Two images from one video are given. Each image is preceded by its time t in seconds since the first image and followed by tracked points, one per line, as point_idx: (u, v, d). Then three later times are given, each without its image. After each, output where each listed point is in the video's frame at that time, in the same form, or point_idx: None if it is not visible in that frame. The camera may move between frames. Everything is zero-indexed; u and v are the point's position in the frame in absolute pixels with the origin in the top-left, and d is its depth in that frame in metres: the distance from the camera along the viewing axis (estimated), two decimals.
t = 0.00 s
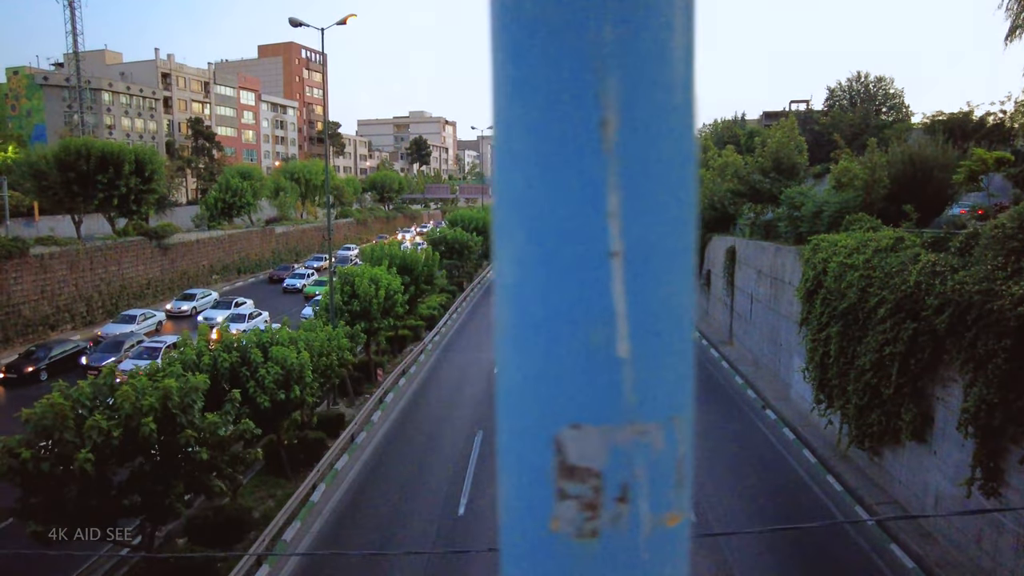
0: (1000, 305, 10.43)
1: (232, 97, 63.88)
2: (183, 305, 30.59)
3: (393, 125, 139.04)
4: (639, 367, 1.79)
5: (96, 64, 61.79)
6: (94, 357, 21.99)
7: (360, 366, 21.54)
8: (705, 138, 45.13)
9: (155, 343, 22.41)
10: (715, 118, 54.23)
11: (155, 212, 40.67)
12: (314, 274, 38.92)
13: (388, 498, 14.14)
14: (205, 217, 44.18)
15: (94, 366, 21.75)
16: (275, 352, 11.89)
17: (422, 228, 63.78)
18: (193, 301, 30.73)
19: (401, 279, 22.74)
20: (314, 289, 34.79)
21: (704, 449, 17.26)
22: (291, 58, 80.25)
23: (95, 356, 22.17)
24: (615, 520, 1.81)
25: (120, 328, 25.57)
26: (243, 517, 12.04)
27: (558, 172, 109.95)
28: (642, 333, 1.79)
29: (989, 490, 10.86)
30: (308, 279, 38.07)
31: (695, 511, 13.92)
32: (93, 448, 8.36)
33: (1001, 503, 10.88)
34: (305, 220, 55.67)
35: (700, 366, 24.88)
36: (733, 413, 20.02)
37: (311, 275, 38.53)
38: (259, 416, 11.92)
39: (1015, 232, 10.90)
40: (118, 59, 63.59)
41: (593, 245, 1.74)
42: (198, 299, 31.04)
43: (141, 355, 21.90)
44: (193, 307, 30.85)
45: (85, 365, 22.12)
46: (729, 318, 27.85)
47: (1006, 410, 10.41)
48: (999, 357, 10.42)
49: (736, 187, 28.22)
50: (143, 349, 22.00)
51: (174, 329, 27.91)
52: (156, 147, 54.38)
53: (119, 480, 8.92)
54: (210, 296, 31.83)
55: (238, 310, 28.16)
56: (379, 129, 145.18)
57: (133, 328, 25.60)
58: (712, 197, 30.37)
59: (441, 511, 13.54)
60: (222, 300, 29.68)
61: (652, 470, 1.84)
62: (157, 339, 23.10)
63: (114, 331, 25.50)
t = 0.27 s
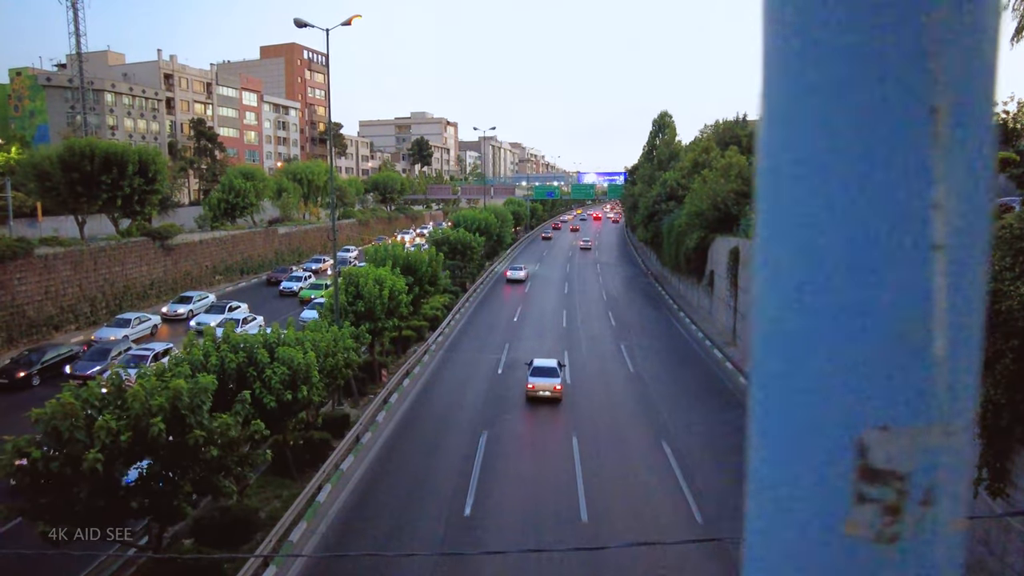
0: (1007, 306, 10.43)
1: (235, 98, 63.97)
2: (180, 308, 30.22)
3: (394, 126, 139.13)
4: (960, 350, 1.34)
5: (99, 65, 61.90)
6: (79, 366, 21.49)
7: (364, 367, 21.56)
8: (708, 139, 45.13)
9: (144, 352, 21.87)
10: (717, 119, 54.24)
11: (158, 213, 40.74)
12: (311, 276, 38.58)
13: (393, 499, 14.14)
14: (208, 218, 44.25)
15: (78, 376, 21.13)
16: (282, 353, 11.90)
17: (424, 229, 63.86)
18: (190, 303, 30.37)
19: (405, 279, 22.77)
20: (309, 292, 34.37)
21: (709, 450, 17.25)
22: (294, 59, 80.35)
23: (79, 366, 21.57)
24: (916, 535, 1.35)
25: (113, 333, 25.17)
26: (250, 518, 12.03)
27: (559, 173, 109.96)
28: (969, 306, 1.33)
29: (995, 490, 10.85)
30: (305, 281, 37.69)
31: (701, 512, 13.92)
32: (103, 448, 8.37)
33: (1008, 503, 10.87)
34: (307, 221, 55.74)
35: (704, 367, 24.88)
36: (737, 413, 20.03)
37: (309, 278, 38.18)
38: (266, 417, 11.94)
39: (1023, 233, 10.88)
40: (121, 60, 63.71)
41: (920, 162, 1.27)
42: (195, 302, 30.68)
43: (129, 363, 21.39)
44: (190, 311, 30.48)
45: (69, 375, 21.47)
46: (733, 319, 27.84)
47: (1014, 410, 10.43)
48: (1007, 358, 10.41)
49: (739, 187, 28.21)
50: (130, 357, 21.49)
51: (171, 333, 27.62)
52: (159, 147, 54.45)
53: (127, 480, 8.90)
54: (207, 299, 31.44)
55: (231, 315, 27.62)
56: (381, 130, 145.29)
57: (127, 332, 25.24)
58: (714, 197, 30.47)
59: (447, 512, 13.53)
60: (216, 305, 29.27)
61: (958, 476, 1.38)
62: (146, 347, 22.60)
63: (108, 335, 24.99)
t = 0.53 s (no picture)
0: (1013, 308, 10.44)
1: (236, 99, 63.95)
2: (174, 312, 29.67)
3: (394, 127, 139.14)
4: None
5: (100, 65, 61.87)
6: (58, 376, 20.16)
7: (368, 368, 21.56)
8: (709, 140, 45.15)
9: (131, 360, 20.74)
10: (718, 121, 54.28)
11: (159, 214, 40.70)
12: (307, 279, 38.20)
13: (398, 499, 14.14)
14: (210, 219, 44.23)
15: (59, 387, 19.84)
16: (287, 354, 11.90)
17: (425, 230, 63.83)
18: (185, 306, 29.98)
19: (409, 280, 22.78)
20: (303, 296, 33.90)
21: (713, 451, 17.26)
22: (294, 60, 80.38)
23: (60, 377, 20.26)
24: None
25: (106, 337, 24.31)
26: (255, 518, 12.05)
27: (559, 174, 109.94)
28: None
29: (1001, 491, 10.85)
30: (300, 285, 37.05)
31: (706, 513, 13.93)
32: (111, 448, 8.36)
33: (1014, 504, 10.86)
34: (308, 222, 55.69)
35: (707, 368, 24.90)
36: (741, 414, 20.04)
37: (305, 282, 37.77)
38: (272, 418, 11.93)
39: None
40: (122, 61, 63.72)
41: None
42: (190, 305, 30.21)
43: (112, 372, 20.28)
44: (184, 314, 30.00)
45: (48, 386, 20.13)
46: (735, 320, 27.86)
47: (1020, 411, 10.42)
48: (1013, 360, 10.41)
49: (742, 188, 28.23)
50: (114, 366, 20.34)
51: (164, 337, 26.87)
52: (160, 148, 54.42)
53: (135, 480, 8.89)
54: (203, 303, 30.88)
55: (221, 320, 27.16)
56: (380, 131, 145.26)
57: (121, 337, 24.49)
58: (717, 198, 30.50)
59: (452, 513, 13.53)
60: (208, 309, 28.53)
61: None
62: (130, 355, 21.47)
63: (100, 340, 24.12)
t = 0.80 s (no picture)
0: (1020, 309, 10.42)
1: (237, 100, 63.98)
2: (169, 316, 29.19)
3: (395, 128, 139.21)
4: None
5: (102, 66, 61.93)
6: (35, 388, 18.86)
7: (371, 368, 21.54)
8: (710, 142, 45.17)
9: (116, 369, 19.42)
10: (720, 122, 54.30)
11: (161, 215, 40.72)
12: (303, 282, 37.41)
13: (402, 501, 14.12)
14: (212, 219, 44.24)
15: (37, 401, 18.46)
16: (292, 354, 11.87)
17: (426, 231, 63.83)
18: (180, 310, 29.40)
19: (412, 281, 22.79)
20: (295, 300, 33.09)
21: (716, 452, 17.24)
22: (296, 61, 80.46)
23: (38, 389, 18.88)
24: None
25: (97, 342, 23.74)
26: (260, 519, 12.04)
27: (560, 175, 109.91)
28: None
29: (1007, 493, 10.81)
30: (295, 287, 36.22)
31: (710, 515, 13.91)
32: (118, 449, 8.33)
33: (1020, 505, 10.82)
34: (309, 223, 55.69)
35: (710, 368, 24.87)
36: (744, 415, 20.01)
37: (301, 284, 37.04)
38: (277, 418, 11.91)
39: None
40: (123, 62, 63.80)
41: None
42: (185, 308, 29.70)
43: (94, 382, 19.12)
44: (179, 317, 29.52)
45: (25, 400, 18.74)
46: (738, 321, 27.84)
47: None
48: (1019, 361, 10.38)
49: (745, 189, 28.23)
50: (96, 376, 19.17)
51: (158, 341, 26.16)
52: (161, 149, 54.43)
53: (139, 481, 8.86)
54: (198, 307, 30.34)
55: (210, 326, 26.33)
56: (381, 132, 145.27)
57: (112, 341, 23.94)
58: (720, 199, 30.50)
59: (456, 514, 13.51)
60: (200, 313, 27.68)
61: None
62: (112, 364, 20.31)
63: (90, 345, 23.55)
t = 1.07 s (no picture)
0: None
1: (239, 100, 64.01)
2: (165, 318, 28.33)
3: (396, 129, 139.27)
4: None
5: (104, 67, 62.02)
6: (10, 400, 17.65)
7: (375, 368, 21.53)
8: (713, 142, 45.16)
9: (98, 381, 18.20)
10: (722, 122, 54.29)
11: (165, 215, 40.77)
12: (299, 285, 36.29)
13: (408, 501, 14.10)
14: (214, 220, 44.25)
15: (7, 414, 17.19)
16: (298, 354, 11.84)
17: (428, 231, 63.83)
18: (176, 313, 28.43)
19: (416, 281, 22.78)
20: (289, 304, 31.86)
21: (722, 453, 17.20)
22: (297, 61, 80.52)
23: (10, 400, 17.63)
24: None
25: (89, 347, 23.13)
26: (265, 520, 12.01)
27: (561, 176, 109.82)
28: None
29: (1016, 493, 10.77)
30: (292, 291, 35.11)
31: (717, 515, 13.87)
32: (124, 451, 8.28)
33: None
34: (311, 223, 55.69)
35: (714, 368, 24.81)
36: (748, 415, 19.97)
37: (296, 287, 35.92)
38: (283, 419, 11.88)
39: None
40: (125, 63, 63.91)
41: None
42: (181, 311, 28.74)
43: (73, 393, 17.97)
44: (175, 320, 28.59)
45: None
46: (741, 321, 27.75)
47: None
48: None
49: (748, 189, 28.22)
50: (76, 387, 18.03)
51: (152, 345, 25.53)
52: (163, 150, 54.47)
53: (146, 482, 8.81)
54: (195, 309, 29.27)
55: (200, 332, 25.32)
56: (382, 133, 145.30)
57: (105, 346, 23.33)
58: (723, 199, 30.47)
59: (463, 514, 13.48)
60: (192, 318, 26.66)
61: None
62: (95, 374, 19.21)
63: (82, 350, 22.97)
